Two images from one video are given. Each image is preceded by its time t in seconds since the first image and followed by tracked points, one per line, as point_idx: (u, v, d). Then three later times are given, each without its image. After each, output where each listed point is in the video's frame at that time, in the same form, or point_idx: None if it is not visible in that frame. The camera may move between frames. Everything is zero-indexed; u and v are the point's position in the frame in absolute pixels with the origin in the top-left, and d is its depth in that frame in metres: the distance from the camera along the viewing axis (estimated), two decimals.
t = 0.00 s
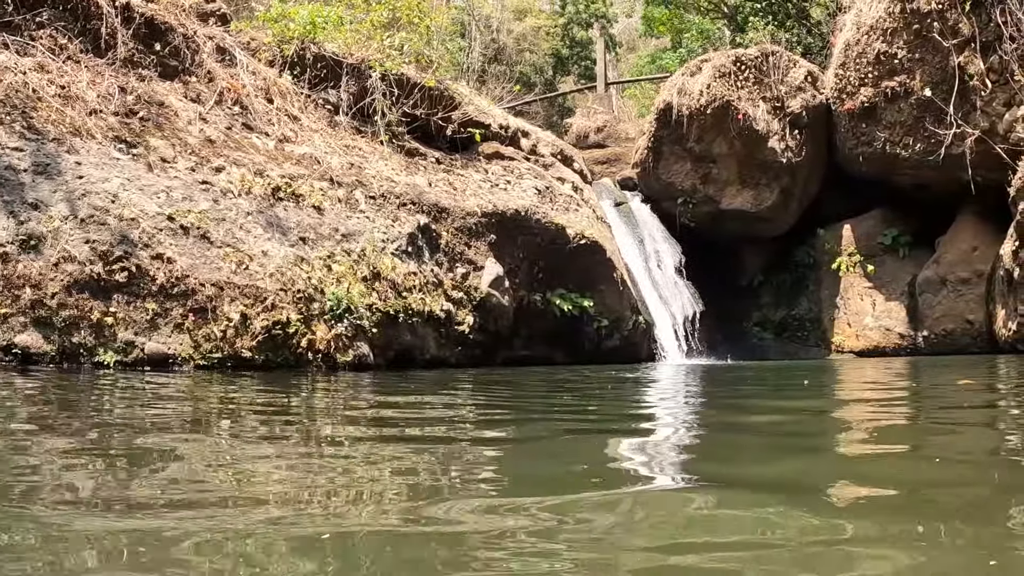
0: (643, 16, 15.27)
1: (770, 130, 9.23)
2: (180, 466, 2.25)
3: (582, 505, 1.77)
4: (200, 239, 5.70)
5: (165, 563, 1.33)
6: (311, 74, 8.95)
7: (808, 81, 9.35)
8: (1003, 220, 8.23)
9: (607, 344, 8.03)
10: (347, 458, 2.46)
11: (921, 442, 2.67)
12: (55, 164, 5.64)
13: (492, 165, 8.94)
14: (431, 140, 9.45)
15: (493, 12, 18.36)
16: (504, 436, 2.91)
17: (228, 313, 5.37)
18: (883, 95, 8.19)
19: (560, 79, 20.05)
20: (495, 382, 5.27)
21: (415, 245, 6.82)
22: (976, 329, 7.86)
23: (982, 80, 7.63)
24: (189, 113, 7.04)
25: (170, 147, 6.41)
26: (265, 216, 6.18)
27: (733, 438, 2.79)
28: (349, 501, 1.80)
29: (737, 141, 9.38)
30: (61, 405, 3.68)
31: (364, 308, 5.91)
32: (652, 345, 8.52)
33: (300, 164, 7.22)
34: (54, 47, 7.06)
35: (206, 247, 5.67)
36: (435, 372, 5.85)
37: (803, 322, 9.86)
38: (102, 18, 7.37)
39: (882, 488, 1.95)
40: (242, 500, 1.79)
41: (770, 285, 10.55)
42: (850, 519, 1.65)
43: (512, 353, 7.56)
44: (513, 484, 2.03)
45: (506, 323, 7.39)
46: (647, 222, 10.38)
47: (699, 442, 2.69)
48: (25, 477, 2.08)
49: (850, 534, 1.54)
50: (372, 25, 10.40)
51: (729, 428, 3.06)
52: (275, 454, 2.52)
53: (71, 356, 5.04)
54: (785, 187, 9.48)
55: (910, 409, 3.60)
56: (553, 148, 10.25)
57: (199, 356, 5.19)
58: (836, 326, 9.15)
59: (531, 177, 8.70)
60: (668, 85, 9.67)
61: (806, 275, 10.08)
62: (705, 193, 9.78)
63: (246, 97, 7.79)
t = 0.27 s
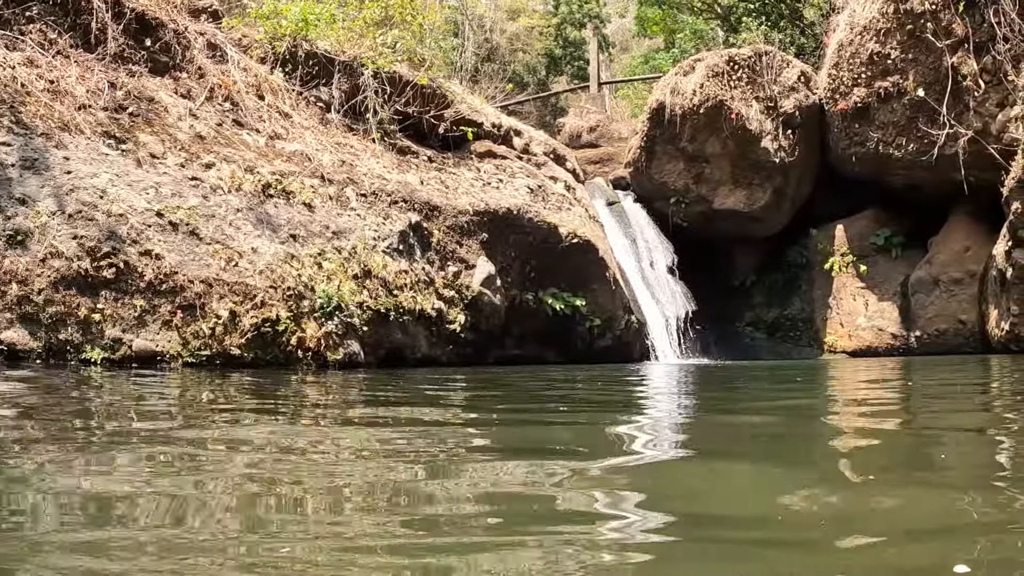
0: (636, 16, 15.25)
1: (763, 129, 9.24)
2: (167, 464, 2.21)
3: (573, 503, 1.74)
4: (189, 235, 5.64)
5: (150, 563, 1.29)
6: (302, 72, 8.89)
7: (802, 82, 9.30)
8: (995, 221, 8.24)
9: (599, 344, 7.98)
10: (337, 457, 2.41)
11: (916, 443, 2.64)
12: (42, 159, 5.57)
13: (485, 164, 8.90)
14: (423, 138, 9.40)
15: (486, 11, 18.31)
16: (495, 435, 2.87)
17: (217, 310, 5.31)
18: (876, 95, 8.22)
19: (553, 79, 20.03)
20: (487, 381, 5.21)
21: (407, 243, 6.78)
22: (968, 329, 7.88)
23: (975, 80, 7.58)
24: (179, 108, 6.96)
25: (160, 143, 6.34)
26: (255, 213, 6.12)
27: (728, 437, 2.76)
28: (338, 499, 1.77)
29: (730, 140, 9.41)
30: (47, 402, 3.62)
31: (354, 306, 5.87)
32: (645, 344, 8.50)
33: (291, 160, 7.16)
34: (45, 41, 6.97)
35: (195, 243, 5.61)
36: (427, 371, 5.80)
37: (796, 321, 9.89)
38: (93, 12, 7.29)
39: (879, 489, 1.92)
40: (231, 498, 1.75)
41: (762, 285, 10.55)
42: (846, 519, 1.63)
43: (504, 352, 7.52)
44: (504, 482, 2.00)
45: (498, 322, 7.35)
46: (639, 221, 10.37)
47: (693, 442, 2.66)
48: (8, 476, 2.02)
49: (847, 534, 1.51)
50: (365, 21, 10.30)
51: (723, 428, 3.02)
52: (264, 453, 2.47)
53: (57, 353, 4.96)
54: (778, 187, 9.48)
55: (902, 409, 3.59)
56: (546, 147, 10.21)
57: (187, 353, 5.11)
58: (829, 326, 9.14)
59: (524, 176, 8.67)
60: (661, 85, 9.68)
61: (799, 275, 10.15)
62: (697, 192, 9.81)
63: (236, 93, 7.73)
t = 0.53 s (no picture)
0: (630, 16, 15.24)
1: (757, 130, 9.23)
2: (154, 465, 2.17)
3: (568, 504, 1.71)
4: (178, 233, 5.58)
5: (132, 565, 1.25)
6: (294, 69, 8.82)
7: (795, 82, 9.32)
8: (988, 221, 8.24)
9: (591, 344, 7.96)
10: (325, 457, 2.37)
11: (912, 443, 2.62)
12: (31, 156, 5.51)
13: (477, 163, 8.86)
14: (416, 137, 9.34)
15: (479, 11, 18.26)
16: (485, 436, 2.85)
17: (206, 309, 5.26)
18: (869, 96, 8.24)
19: (546, 78, 20.01)
20: (478, 381, 5.18)
21: (398, 242, 6.74)
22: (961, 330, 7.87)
23: (968, 82, 7.56)
24: (170, 106, 6.89)
25: (150, 141, 6.27)
26: (245, 211, 6.06)
27: (722, 438, 2.74)
28: (327, 501, 1.73)
29: (723, 141, 9.40)
30: (32, 402, 3.56)
31: (345, 305, 5.82)
32: (637, 345, 8.48)
33: (282, 159, 7.10)
34: (34, 38, 6.90)
35: (184, 242, 5.55)
36: (418, 371, 5.76)
37: (788, 322, 9.94)
38: (83, 9, 7.22)
39: (878, 489, 1.89)
40: (218, 499, 1.71)
41: (755, 286, 10.54)
42: (847, 521, 1.59)
43: (495, 352, 7.49)
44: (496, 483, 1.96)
45: (490, 322, 7.31)
46: (631, 221, 10.35)
47: (687, 442, 2.63)
48: None
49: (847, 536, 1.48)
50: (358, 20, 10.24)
51: (713, 428, 3.00)
52: (252, 453, 2.43)
53: (45, 352, 4.90)
54: (771, 188, 9.47)
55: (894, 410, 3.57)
56: (539, 147, 10.17)
57: (176, 352, 5.07)
58: (821, 326, 9.15)
59: (516, 175, 8.64)
60: (654, 85, 9.67)
61: (791, 275, 10.15)
62: (690, 192, 9.80)
63: (227, 91, 7.66)
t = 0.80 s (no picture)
0: (623, 15, 15.22)
1: (750, 130, 9.23)
2: (145, 464, 2.14)
3: (560, 505, 1.69)
4: (169, 231, 5.52)
5: (122, 569, 1.22)
6: (287, 67, 8.79)
7: (788, 82, 9.33)
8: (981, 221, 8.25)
9: (584, 343, 7.94)
10: (316, 457, 2.34)
11: (906, 443, 2.61)
12: (20, 152, 5.46)
13: (470, 161, 8.83)
14: (408, 135, 9.28)
15: (473, 9, 18.22)
16: (478, 435, 2.82)
17: (197, 308, 5.21)
18: (863, 96, 8.24)
19: (539, 77, 19.99)
20: (470, 380, 5.16)
21: (390, 240, 6.70)
22: (954, 330, 7.91)
23: (962, 82, 7.59)
24: (161, 103, 6.82)
25: (141, 137, 6.21)
26: (236, 209, 6.02)
27: (715, 437, 2.72)
28: (320, 500, 1.70)
29: (716, 140, 9.38)
30: (19, 400, 3.51)
31: (337, 304, 5.78)
32: (630, 344, 8.46)
33: (274, 156, 7.05)
34: (24, 33, 6.85)
35: (174, 239, 5.50)
36: (410, 370, 5.73)
37: (782, 322, 9.86)
38: (74, 5, 7.19)
39: (875, 489, 1.87)
40: (210, 500, 1.68)
41: (748, 285, 10.55)
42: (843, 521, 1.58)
43: (487, 351, 7.47)
44: (487, 482, 1.94)
45: (482, 321, 7.28)
46: (625, 221, 10.34)
47: (680, 442, 2.62)
48: None
49: (841, 537, 1.46)
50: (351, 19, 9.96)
51: (706, 427, 2.99)
52: (244, 453, 2.40)
53: (34, 350, 4.89)
54: (764, 187, 9.47)
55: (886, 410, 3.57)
56: (532, 145, 10.13)
57: (166, 351, 5.02)
58: (814, 326, 9.16)
59: (509, 174, 8.61)
60: (648, 83, 9.63)
61: (784, 275, 10.16)
62: (684, 191, 9.80)
63: (219, 88, 7.60)
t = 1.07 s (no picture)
0: (618, 14, 15.21)
1: (744, 129, 9.22)
2: (134, 463, 2.10)
3: (554, 503, 1.68)
4: (159, 228, 5.46)
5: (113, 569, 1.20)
6: (280, 64, 8.73)
7: (783, 81, 9.33)
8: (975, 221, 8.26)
9: (577, 342, 7.91)
10: (308, 456, 2.30)
11: (901, 442, 2.59)
12: (8, 148, 5.41)
13: (463, 159, 8.79)
14: (402, 133, 9.23)
15: (467, 8, 18.18)
16: (470, 435, 2.79)
17: (187, 306, 5.16)
18: (857, 96, 8.26)
19: (533, 76, 19.97)
20: (463, 379, 5.12)
21: (383, 239, 6.67)
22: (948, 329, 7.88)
23: (956, 82, 7.57)
24: (153, 99, 6.76)
25: (131, 134, 6.15)
26: (228, 206, 5.96)
27: (710, 436, 2.71)
28: (317, 497, 1.68)
29: (710, 140, 9.37)
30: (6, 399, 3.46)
31: (328, 302, 5.73)
32: (623, 343, 8.44)
33: (266, 153, 7.00)
34: (15, 28, 6.78)
35: (165, 237, 5.44)
36: (403, 368, 5.70)
37: (774, 322, 9.88)
38: None
39: (873, 489, 1.86)
40: (206, 499, 1.65)
41: (741, 284, 10.55)
42: (840, 521, 1.56)
43: (480, 350, 7.44)
44: (480, 481, 1.92)
45: (475, 320, 7.24)
46: (618, 219, 10.33)
47: (675, 441, 2.60)
48: None
49: (836, 538, 1.45)
50: (344, 16, 9.96)
51: (700, 427, 2.97)
52: (235, 452, 2.36)
53: (22, 348, 4.91)
54: (758, 187, 9.46)
55: (880, 410, 3.56)
56: (525, 144, 10.10)
57: (156, 349, 4.97)
58: (807, 325, 9.16)
59: (503, 172, 8.57)
60: (642, 82, 9.65)
61: (777, 274, 10.15)
62: (677, 190, 9.79)
63: (212, 84, 7.54)
